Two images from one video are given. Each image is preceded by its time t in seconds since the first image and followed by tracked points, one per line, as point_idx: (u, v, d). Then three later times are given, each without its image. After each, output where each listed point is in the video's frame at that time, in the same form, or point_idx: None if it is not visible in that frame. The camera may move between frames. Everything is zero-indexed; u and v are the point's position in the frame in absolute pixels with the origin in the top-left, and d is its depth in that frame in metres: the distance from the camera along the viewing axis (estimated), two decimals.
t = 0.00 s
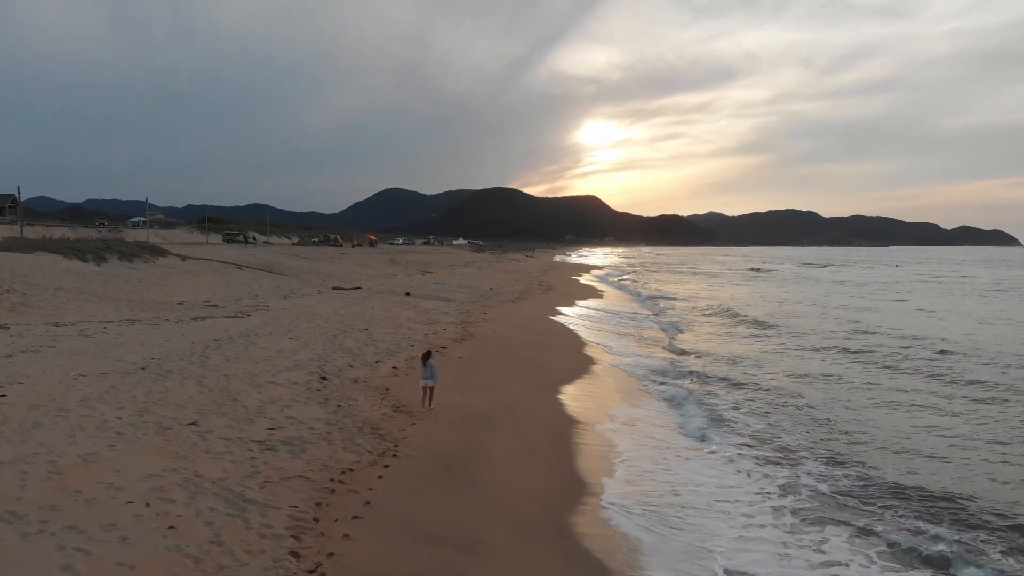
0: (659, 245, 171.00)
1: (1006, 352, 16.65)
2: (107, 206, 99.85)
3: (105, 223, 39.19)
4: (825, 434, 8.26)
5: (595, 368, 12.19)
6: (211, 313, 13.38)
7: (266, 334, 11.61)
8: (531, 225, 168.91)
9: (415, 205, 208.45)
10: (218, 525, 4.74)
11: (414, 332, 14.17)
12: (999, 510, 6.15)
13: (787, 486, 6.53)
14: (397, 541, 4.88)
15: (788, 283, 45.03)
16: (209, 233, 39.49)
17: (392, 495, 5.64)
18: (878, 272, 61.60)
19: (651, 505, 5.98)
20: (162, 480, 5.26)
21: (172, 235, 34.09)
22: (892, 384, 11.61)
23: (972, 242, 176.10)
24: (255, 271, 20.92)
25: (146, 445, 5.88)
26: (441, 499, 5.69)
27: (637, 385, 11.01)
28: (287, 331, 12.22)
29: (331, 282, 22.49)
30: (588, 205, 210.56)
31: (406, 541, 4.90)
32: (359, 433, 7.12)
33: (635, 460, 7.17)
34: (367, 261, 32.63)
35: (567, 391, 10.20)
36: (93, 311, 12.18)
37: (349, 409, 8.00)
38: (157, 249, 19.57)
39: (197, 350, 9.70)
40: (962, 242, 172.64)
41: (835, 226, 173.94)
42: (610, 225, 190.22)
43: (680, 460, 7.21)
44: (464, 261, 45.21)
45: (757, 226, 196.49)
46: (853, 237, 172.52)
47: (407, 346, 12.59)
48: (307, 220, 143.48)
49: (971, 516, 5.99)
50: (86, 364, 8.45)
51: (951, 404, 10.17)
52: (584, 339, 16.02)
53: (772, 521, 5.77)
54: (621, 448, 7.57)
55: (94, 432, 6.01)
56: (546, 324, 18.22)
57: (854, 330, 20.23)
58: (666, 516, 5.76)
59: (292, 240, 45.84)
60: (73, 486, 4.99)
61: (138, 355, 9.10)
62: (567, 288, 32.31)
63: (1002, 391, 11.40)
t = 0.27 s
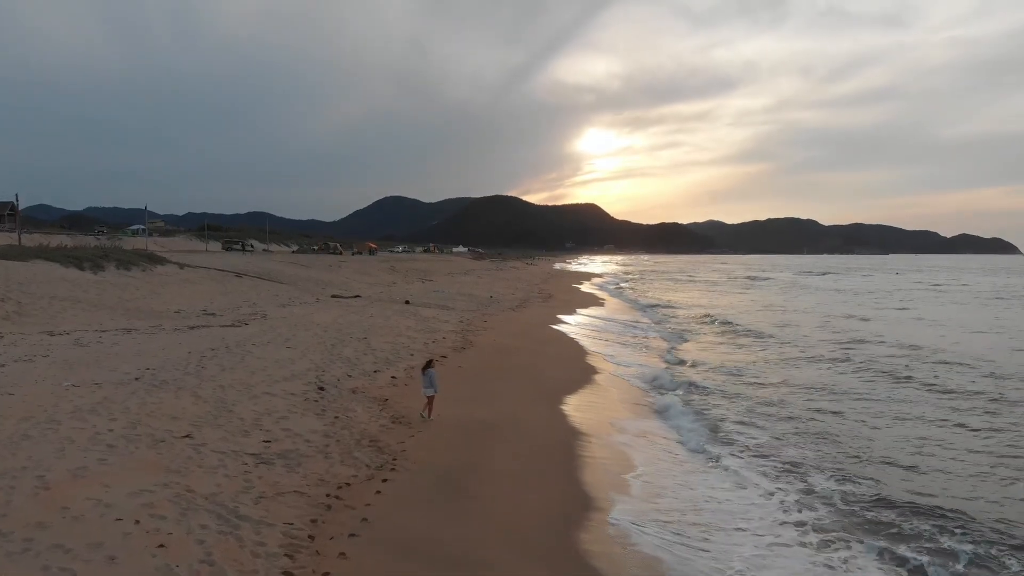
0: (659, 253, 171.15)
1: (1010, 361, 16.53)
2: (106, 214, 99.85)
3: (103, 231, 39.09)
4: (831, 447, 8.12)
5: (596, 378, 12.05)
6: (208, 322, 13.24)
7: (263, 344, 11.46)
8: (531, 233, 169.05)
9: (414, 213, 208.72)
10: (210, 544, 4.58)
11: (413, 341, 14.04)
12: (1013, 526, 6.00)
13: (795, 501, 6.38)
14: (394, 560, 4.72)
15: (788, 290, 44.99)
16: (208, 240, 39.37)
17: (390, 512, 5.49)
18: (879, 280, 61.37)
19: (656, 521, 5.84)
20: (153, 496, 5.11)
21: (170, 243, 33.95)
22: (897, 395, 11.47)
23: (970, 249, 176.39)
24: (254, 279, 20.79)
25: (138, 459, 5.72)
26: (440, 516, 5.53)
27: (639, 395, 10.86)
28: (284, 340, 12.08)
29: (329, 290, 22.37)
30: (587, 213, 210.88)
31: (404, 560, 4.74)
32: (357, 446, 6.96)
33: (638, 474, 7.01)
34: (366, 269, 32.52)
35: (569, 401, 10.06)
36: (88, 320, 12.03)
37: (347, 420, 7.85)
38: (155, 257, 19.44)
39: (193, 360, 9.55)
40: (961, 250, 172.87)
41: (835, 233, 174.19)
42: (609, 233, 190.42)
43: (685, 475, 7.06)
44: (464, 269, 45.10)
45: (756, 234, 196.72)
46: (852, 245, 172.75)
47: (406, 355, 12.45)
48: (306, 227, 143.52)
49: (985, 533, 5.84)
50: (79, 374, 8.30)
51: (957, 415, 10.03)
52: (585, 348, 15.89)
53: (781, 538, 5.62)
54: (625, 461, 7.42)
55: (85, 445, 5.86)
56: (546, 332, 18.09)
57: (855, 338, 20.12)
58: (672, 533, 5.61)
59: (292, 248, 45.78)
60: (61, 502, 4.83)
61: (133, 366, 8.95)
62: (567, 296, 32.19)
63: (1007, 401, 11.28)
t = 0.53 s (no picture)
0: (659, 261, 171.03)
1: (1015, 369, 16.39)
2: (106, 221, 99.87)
3: (103, 238, 39.02)
4: (839, 459, 7.98)
5: (599, 387, 11.91)
6: (207, 330, 13.11)
7: (262, 352, 11.33)
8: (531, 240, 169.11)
9: (414, 220, 208.95)
10: (205, 562, 4.43)
11: (414, 349, 13.91)
12: None
13: (805, 516, 6.23)
14: None
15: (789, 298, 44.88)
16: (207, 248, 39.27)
17: (390, 527, 5.34)
18: (880, 287, 61.30)
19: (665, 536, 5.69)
20: (146, 511, 4.96)
21: (169, 250, 33.85)
22: (904, 405, 11.33)
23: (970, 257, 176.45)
24: (253, 287, 20.67)
25: (132, 473, 5.58)
26: (442, 531, 5.39)
27: (642, 405, 10.72)
28: (283, 348, 11.95)
29: (329, 298, 22.24)
30: (587, 221, 211.10)
31: None
32: (356, 458, 6.82)
33: (642, 487, 6.87)
34: (367, 277, 32.42)
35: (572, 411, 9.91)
36: (86, 329, 11.90)
37: (347, 431, 7.71)
38: (153, 265, 19.33)
39: (190, 369, 9.42)
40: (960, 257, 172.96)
41: (835, 241, 174.24)
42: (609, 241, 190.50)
43: (690, 488, 6.92)
44: (464, 276, 45.00)
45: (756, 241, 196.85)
46: (852, 252, 172.80)
47: (406, 363, 12.32)
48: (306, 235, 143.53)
49: (1000, 549, 5.70)
50: (74, 384, 8.16)
51: (965, 426, 9.89)
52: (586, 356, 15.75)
53: (792, 554, 5.48)
54: (628, 473, 7.28)
55: (77, 457, 5.72)
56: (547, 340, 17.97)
57: (858, 347, 19.99)
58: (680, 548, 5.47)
59: (291, 256, 45.69)
60: (51, 518, 4.69)
61: (129, 375, 8.80)
62: (567, 303, 32.07)
63: (1015, 411, 11.14)
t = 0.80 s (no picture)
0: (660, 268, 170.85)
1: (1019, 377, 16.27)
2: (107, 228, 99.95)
3: (103, 246, 38.95)
4: (849, 470, 7.84)
5: (603, 395, 11.78)
6: (206, 337, 13.00)
7: (262, 360, 11.22)
8: (530, 246, 169.23)
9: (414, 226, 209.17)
10: None
11: (415, 356, 13.79)
12: None
13: (817, 529, 6.10)
14: None
15: (790, 305, 44.76)
16: (207, 254, 39.18)
17: (394, 540, 5.22)
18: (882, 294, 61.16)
19: (673, 549, 5.57)
20: (144, 525, 4.83)
21: (169, 257, 33.76)
22: (912, 414, 11.19)
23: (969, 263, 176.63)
24: (253, 294, 20.56)
25: (129, 485, 5.45)
26: (447, 545, 5.27)
27: (648, 414, 10.60)
28: (283, 356, 11.83)
29: (329, 305, 22.13)
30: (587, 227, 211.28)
31: None
32: (358, 469, 6.70)
33: (650, 499, 6.73)
34: (367, 283, 32.33)
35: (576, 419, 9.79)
36: (84, 336, 11.78)
37: (348, 441, 7.58)
38: (153, 271, 19.24)
39: (190, 378, 9.30)
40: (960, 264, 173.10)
41: (835, 247, 174.26)
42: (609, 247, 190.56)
43: (699, 500, 6.78)
44: (464, 283, 44.93)
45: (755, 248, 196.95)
46: (852, 259, 172.82)
47: (408, 371, 12.20)
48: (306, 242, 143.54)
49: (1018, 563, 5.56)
50: (71, 393, 8.03)
51: (974, 434, 9.78)
52: (589, 364, 15.61)
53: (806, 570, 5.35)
54: (635, 485, 7.14)
55: (74, 469, 5.59)
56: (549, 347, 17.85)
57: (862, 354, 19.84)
58: (691, 562, 5.34)
59: (292, 262, 45.62)
60: (46, 532, 4.55)
61: (128, 384, 8.68)
62: (568, 310, 31.97)
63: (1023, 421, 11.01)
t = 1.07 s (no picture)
0: (660, 275, 170.83)
1: None
2: (106, 235, 99.81)
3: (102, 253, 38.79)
4: (862, 483, 7.71)
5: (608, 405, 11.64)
6: (207, 346, 12.86)
7: (264, 369, 11.09)
8: (530, 254, 169.31)
9: (414, 234, 209.27)
10: None
11: (418, 364, 13.66)
12: None
13: (833, 545, 5.97)
14: None
15: (791, 313, 44.70)
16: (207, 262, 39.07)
17: (402, 555, 5.08)
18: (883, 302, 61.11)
19: (687, 565, 5.44)
20: (145, 540, 4.69)
21: (169, 265, 33.63)
22: (921, 424, 11.06)
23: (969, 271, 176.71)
24: (254, 301, 20.44)
25: (130, 499, 5.31)
26: (456, 560, 5.12)
27: (654, 424, 10.48)
28: (285, 365, 11.70)
29: (331, 312, 22.00)
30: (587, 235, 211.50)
31: None
32: (364, 481, 6.57)
33: (661, 514, 6.59)
34: (368, 291, 32.22)
35: (583, 429, 9.65)
36: (84, 345, 11.63)
37: (352, 452, 7.45)
38: (153, 279, 19.11)
39: (191, 387, 9.16)
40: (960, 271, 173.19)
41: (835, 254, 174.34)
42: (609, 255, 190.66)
43: (712, 514, 6.64)
44: (465, 290, 44.83)
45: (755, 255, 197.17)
46: (852, 266, 172.92)
47: (411, 379, 12.07)
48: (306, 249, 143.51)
49: None
50: (70, 403, 7.89)
51: (985, 445, 9.67)
52: (593, 372, 15.48)
53: None
54: (645, 498, 7.01)
55: (74, 482, 5.44)
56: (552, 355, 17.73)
57: (867, 363, 19.71)
58: None
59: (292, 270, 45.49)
60: (44, 548, 4.42)
61: (128, 393, 8.53)
62: (570, 317, 31.88)
63: None
